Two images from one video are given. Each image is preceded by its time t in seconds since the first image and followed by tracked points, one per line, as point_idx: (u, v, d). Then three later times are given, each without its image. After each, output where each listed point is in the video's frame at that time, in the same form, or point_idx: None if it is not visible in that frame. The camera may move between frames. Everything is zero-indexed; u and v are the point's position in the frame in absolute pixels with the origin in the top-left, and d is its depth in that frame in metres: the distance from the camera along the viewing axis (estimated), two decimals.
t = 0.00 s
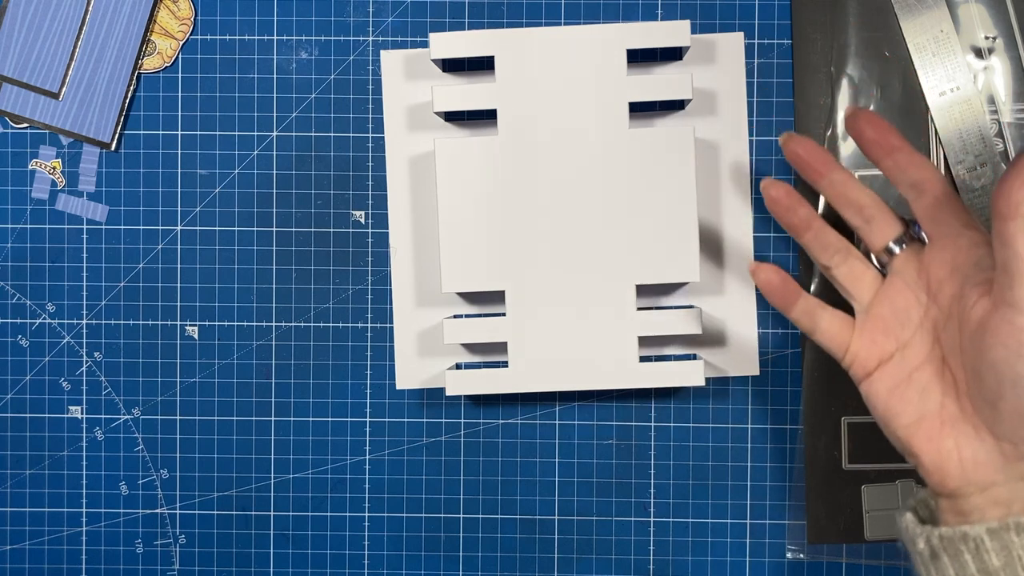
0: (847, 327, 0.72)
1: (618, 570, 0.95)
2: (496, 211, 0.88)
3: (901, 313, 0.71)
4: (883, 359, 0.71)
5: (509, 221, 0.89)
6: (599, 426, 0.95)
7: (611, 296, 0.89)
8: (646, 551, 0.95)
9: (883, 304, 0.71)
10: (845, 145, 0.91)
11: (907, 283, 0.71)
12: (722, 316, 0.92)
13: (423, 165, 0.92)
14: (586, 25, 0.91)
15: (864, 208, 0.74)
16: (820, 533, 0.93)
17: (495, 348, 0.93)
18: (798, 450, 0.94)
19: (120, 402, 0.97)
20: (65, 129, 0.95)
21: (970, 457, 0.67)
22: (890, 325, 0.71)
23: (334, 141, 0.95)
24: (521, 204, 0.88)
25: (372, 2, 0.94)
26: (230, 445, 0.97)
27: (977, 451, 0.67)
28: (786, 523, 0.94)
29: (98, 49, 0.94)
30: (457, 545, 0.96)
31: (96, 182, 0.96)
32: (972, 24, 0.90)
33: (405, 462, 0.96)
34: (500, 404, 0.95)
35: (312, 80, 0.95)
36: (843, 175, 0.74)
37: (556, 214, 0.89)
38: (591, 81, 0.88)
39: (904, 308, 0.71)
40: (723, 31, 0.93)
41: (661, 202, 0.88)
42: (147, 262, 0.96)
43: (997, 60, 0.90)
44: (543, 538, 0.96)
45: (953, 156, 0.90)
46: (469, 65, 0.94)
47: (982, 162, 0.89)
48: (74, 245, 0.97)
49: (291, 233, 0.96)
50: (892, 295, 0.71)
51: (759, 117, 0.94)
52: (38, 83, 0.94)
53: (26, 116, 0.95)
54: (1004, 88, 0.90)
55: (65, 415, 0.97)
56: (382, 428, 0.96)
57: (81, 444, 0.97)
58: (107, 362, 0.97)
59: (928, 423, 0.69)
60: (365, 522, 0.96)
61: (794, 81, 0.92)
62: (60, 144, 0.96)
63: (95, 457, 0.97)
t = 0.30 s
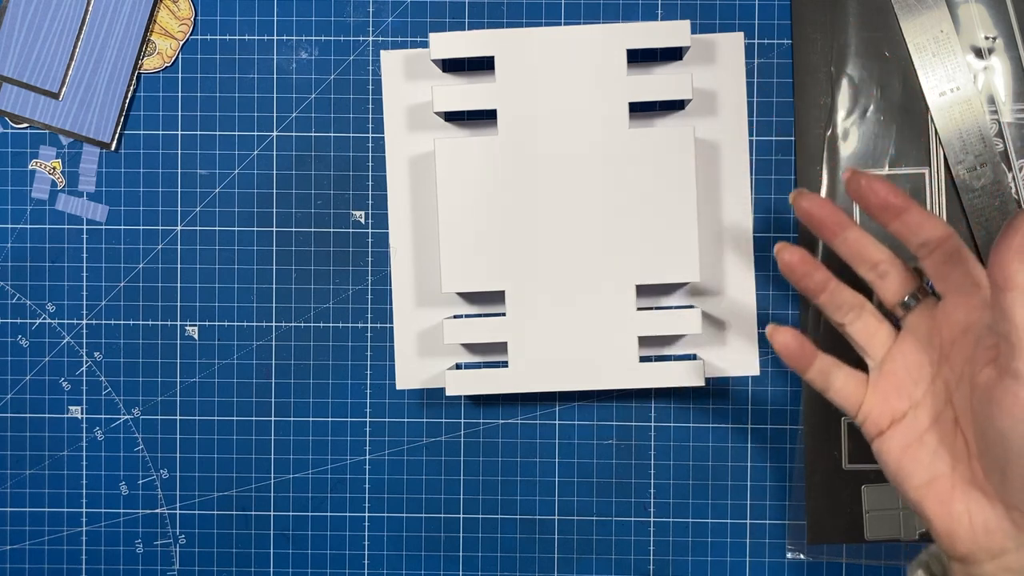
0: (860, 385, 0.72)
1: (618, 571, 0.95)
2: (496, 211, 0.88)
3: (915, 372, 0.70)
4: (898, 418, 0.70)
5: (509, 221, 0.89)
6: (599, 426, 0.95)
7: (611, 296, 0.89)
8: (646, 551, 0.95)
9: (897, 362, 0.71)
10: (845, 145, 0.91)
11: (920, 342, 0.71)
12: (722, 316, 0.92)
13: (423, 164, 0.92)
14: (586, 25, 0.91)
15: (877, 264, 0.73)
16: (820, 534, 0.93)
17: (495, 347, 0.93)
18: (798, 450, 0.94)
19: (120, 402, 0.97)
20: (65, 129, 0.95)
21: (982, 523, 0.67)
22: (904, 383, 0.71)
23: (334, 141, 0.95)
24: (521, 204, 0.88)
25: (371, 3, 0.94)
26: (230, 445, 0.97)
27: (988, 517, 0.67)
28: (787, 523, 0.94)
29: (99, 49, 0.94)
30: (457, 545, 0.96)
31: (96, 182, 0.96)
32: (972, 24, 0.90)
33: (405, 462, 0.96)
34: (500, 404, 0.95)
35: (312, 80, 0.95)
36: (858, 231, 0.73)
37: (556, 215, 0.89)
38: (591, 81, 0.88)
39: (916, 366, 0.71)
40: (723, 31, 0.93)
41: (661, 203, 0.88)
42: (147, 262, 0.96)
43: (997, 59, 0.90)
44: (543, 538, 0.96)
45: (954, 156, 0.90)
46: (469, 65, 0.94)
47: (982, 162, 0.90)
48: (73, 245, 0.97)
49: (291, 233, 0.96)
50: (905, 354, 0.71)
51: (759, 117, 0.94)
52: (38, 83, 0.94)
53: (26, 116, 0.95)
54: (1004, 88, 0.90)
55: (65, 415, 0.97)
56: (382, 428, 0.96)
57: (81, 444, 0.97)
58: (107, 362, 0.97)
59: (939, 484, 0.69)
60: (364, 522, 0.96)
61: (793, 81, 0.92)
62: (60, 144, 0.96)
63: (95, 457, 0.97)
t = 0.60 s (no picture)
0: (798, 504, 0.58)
1: (618, 571, 0.95)
2: (496, 211, 0.88)
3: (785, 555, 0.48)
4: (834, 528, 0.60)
5: (509, 221, 0.89)
6: (599, 427, 0.95)
7: (611, 295, 0.89)
8: (646, 551, 0.95)
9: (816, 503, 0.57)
10: (845, 145, 0.91)
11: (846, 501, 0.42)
12: (722, 316, 0.92)
13: (423, 164, 0.92)
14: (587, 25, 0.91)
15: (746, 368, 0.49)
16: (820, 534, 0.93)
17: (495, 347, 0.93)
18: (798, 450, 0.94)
19: (120, 402, 0.97)
20: (66, 129, 0.95)
21: None
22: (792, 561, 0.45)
23: (334, 141, 0.95)
24: (521, 204, 0.88)
25: (372, 2, 0.95)
26: (230, 445, 0.97)
27: None
28: (787, 523, 0.94)
29: (99, 49, 0.94)
30: (457, 545, 0.96)
31: (96, 182, 0.96)
32: (972, 24, 0.90)
33: (405, 462, 0.96)
34: (500, 405, 0.95)
35: (312, 80, 0.95)
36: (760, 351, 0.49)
37: (556, 215, 0.89)
38: (591, 81, 0.88)
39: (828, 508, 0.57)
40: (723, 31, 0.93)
41: (661, 202, 0.88)
42: (147, 262, 0.96)
43: (997, 60, 0.90)
44: (543, 538, 0.96)
45: (954, 157, 0.90)
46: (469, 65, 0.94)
47: (982, 162, 0.90)
48: (74, 245, 0.97)
49: (291, 233, 0.96)
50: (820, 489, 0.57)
51: (759, 117, 0.93)
52: (38, 83, 0.94)
53: (26, 116, 0.95)
54: (1004, 88, 0.90)
55: (65, 415, 0.97)
56: (382, 428, 0.96)
57: (81, 444, 0.97)
58: (107, 362, 0.97)
59: None
60: (364, 523, 0.96)
61: (793, 81, 0.92)
62: (60, 144, 0.96)
63: (95, 457, 0.97)
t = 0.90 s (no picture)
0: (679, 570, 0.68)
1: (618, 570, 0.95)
2: (496, 212, 0.88)
3: None
4: None
5: (509, 221, 0.89)
6: (599, 427, 0.95)
7: (612, 295, 0.89)
8: (646, 551, 0.95)
9: None
10: (845, 145, 0.91)
11: None
12: (722, 316, 0.92)
13: (423, 164, 0.92)
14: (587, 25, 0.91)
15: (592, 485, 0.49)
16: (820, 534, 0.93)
17: (495, 347, 0.93)
18: (797, 450, 0.94)
19: (120, 403, 0.97)
20: (66, 129, 0.95)
21: None
22: None
23: (334, 141, 0.95)
24: (521, 204, 0.88)
25: (371, 2, 0.94)
26: (230, 445, 0.97)
27: None
28: (786, 523, 0.94)
29: (98, 49, 0.94)
30: (456, 545, 0.96)
31: (96, 182, 0.96)
32: (972, 24, 0.90)
33: (405, 462, 0.96)
34: (500, 405, 0.95)
35: (312, 80, 0.95)
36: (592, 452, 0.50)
37: (556, 215, 0.89)
38: (591, 80, 0.88)
39: None
40: (723, 31, 0.93)
41: (661, 202, 0.88)
42: (147, 262, 0.96)
43: (997, 60, 0.90)
44: (542, 538, 0.96)
45: (954, 157, 0.90)
46: (469, 65, 0.94)
47: (982, 162, 0.90)
48: (74, 245, 0.97)
49: (291, 233, 0.96)
50: None
51: (759, 117, 0.93)
52: (38, 83, 0.94)
53: (26, 116, 0.95)
54: (1004, 88, 0.90)
55: (65, 415, 0.97)
56: (382, 428, 0.96)
57: (81, 444, 0.97)
58: (107, 362, 0.97)
59: None
60: (364, 523, 0.97)
61: (793, 81, 0.92)
62: (60, 144, 0.96)
63: (95, 457, 0.97)
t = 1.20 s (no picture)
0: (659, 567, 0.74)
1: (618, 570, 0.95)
2: (496, 211, 0.88)
3: None
4: None
5: (509, 221, 0.89)
6: (599, 427, 0.95)
7: (612, 295, 0.89)
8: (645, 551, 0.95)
9: None
10: (845, 145, 0.91)
11: None
12: (722, 317, 0.92)
13: (423, 164, 0.92)
14: (587, 25, 0.91)
15: None
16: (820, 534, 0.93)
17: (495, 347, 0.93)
18: (797, 450, 0.94)
19: (120, 402, 0.97)
20: (65, 129, 0.95)
21: None
22: None
23: (334, 141, 0.95)
24: (521, 204, 0.88)
25: (371, 2, 0.94)
26: (230, 446, 0.97)
27: None
28: (786, 523, 0.94)
29: (98, 50, 0.94)
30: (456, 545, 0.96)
31: (96, 182, 0.96)
32: (972, 24, 0.90)
33: (405, 462, 0.96)
34: (500, 405, 0.95)
35: (312, 80, 0.95)
36: None
37: (556, 215, 0.89)
38: (591, 81, 0.88)
39: None
40: (723, 30, 0.93)
41: (661, 202, 0.88)
42: (147, 262, 0.96)
43: (997, 59, 0.90)
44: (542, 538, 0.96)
45: (954, 157, 0.90)
46: (469, 65, 0.94)
47: (982, 163, 0.90)
48: (74, 245, 0.97)
49: (291, 233, 0.96)
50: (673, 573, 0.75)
51: (759, 117, 0.93)
52: (38, 83, 0.94)
53: (26, 116, 0.95)
54: (1004, 88, 0.90)
55: (65, 415, 0.97)
56: (382, 428, 0.96)
57: (81, 444, 0.97)
58: (107, 362, 0.97)
59: None
60: (364, 523, 0.97)
61: (793, 81, 0.92)
62: (60, 144, 0.96)
63: (95, 457, 0.97)
